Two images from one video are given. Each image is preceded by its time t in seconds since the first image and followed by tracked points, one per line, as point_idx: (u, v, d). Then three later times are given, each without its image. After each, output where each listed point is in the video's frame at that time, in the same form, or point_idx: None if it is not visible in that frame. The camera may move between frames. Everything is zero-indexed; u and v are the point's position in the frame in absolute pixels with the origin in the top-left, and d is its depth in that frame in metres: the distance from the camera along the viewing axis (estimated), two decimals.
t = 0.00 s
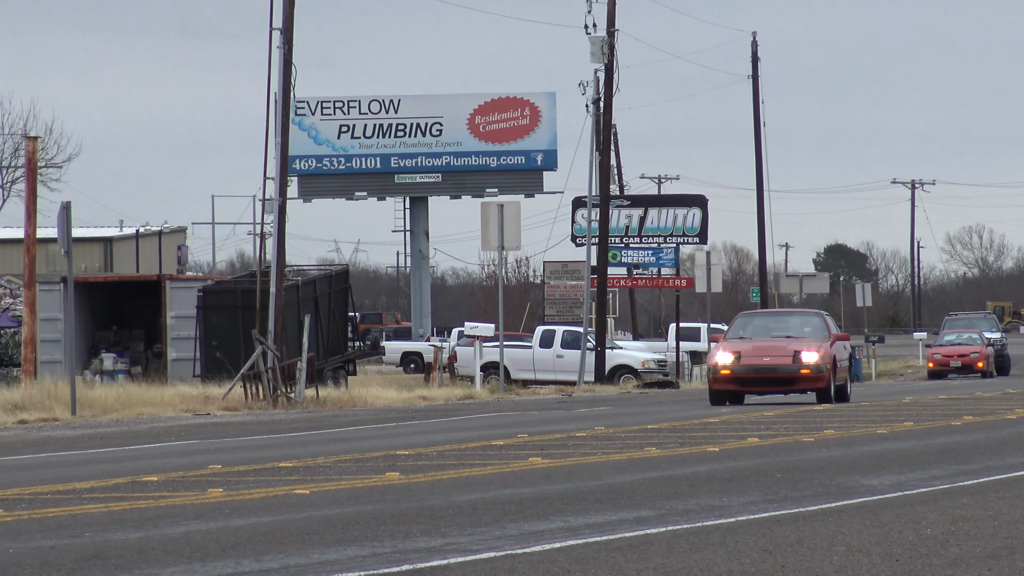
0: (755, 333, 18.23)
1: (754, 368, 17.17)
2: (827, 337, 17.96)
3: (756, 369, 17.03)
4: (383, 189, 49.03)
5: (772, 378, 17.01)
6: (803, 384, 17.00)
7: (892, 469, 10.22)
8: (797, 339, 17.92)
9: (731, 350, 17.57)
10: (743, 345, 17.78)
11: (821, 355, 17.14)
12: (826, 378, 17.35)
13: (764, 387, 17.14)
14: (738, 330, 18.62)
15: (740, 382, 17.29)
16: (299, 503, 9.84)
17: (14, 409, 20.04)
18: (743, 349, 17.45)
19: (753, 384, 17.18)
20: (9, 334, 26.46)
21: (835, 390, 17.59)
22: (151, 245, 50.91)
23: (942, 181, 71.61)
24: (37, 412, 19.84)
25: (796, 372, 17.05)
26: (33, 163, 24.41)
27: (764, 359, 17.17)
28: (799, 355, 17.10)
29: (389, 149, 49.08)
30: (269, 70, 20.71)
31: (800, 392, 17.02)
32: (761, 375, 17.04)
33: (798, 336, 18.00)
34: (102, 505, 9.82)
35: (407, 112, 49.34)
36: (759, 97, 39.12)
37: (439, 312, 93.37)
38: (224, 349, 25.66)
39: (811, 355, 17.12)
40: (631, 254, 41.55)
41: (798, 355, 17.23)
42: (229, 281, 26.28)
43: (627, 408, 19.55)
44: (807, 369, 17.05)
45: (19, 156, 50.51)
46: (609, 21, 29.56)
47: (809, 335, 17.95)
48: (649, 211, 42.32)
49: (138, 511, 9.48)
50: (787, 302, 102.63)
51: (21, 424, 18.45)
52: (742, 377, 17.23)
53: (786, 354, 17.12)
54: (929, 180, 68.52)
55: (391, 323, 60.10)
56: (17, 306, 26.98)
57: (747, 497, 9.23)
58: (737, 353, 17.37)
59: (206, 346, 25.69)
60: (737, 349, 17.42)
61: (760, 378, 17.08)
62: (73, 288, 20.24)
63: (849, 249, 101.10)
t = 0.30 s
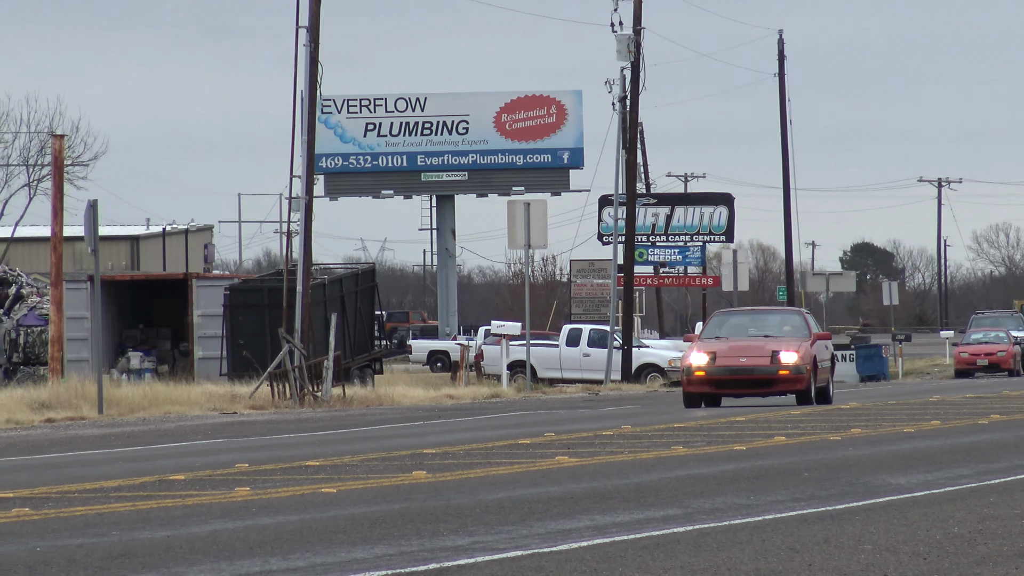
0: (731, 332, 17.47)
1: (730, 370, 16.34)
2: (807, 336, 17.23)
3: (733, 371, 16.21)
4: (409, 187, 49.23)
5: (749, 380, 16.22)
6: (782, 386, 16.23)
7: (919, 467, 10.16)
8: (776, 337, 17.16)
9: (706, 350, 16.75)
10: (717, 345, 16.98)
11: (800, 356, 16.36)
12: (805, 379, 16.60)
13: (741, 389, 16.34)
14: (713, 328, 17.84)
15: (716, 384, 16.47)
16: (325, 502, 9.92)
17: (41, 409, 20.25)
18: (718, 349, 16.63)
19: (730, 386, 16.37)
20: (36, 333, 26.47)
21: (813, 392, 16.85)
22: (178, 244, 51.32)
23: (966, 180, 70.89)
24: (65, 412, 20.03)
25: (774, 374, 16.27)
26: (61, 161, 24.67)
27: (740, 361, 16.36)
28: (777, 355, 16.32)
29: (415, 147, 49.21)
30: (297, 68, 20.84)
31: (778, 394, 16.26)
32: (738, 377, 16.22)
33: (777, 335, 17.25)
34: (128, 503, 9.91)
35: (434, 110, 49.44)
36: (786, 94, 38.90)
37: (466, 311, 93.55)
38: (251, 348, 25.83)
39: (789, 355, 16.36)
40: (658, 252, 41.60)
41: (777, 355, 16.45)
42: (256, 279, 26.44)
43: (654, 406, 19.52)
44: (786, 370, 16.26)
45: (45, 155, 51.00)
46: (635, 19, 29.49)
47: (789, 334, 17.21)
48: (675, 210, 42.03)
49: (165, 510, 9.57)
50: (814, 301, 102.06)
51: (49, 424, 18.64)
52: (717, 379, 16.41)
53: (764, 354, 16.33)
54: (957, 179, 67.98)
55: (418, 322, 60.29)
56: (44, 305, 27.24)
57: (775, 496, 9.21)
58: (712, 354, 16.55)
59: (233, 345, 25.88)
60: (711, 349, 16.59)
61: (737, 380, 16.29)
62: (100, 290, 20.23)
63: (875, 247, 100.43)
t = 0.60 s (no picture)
0: (705, 332, 17.14)
1: (701, 372, 16.00)
2: (784, 336, 16.88)
3: (705, 373, 15.87)
4: (438, 189, 49.29)
5: (721, 382, 15.87)
6: (757, 389, 15.86)
7: (947, 469, 10.12)
8: (751, 337, 16.82)
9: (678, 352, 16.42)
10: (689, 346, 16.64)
11: (776, 357, 15.97)
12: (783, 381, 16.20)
13: (714, 392, 16.00)
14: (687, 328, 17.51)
15: (688, 386, 16.13)
16: (353, 502, 10.01)
17: (70, 409, 20.49)
18: (690, 350, 16.30)
19: (703, 389, 16.03)
20: (64, 334, 26.73)
21: (791, 395, 16.43)
22: (206, 245, 51.73)
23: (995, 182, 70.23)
24: (94, 413, 20.26)
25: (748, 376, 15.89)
26: (89, 162, 24.93)
27: (713, 362, 16.02)
28: (753, 356, 15.95)
29: (444, 148, 49.32)
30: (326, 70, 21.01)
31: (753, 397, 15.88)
32: (710, 380, 15.88)
33: (753, 335, 16.91)
34: (157, 504, 10.04)
35: (462, 112, 49.59)
36: (814, 96, 38.72)
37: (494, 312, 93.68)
38: (279, 349, 25.98)
39: (765, 356, 15.95)
40: (686, 254, 41.48)
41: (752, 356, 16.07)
42: (285, 281, 26.61)
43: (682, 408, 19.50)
44: (761, 372, 15.87)
45: (74, 156, 51.60)
46: (664, 22, 29.47)
47: (765, 334, 16.86)
48: (703, 211, 41.95)
49: (194, 511, 9.70)
50: (842, 303, 101.47)
51: (77, 425, 18.86)
52: (690, 382, 16.07)
53: (737, 356, 15.97)
54: (983, 181, 67.31)
55: (446, 323, 60.46)
56: (72, 306, 27.52)
57: (803, 497, 9.21)
58: (684, 355, 16.22)
59: (262, 347, 26.02)
60: (682, 351, 16.26)
61: (709, 383, 15.95)
62: (127, 292, 20.41)
63: (903, 249, 99.69)
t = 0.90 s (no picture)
0: (679, 332, 16.73)
1: (674, 375, 15.47)
2: (763, 335, 16.47)
3: (680, 375, 15.34)
4: (472, 187, 49.47)
5: (698, 385, 15.34)
6: (735, 391, 15.33)
7: (982, 467, 10.05)
8: (727, 337, 16.40)
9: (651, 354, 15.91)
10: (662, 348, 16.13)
11: (754, 358, 15.45)
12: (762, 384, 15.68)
13: (690, 396, 15.47)
14: (661, 327, 17.11)
15: (662, 389, 15.58)
16: (387, 501, 10.10)
17: (104, 409, 20.75)
18: (663, 352, 15.79)
19: (679, 392, 15.49)
20: (98, 333, 27.07)
21: (770, 399, 15.89)
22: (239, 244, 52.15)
23: None
24: (127, 412, 20.51)
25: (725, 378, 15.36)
26: (122, 161, 25.23)
27: (687, 364, 15.51)
28: (730, 357, 15.44)
29: (477, 147, 49.45)
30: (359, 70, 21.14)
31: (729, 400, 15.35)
32: (686, 382, 15.36)
33: (730, 335, 16.48)
34: (191, 503, 10.18)
35: (495, 110, 49.63)
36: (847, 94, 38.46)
37: (526, 311, 93.84)
38: (313, 348, 26.23)
39: (743, 357, 15.44)
40: (720, 252, 41.25)
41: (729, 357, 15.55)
42: (319, 279, 26.82)
43: (715, 406, 19.48)
44: (739, 374, 15.34)
45: (107, 155, 52.28)
46: (696, 20, 29.36)
47: (742, 334, 16.46)
48: (736, 210, 41.82)
49: (228, 510, 9.82)
50: (875, 301, 100.77)
51: (111, 424, 19.11)
52: (664, 384, 15.53)
53: (713, 357, 15.47)
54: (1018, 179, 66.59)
55: (479, 322, 60.64)
56: (105, 305, 27.86)
57: (837, 495, 9.18)
58: (657, 357, 15.71)
59: (296, 345, 26.29)
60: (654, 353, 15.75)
61: (684, 385, 15.42)
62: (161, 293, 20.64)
63: (937, 247, 98.81)
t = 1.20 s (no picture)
0: (661, 331, 16.61)
1: (654, 376, 15.29)
2: (748, 335, 16.32)
3: (661, 376, 15.17)
4: (516, 185, 49.55)
5: (680, 387, 15.17)
6: (718, 393, 15.15)
7: None
8: (709, 336, 16.26)
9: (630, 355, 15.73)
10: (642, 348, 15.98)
11: (737, 358, 15.28)
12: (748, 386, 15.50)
13: (670, 398, 15.28)
14: (643, 324, 16.96)
15: (642, 392, 15.41)
16: (431, 499, 10.21)
17: (151, 407, 21.09)
18: (643, 352, 15.63)
19: (660, 394, 15.32)
20: (142, 331, 27.51)
21: (754, 401, 15.70)
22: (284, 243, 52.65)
23: None
24: (173, 410, 20.85)
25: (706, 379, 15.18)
26: (167, 160, 25.60)
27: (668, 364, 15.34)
28: (713, 358, 15.27)
29: (521, 144, 49.47)
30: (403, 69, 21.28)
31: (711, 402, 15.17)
32: (666, 384, 15.18)
33: (714, 334, 16.33)
34: (239, 500, 10.37)
35: (539, 107, 49.64)
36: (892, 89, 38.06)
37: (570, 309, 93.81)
38: (358, 345, 26.45)
39: (726, 357, 15.27)
40: (764, 249, 40.89)
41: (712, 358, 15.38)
42: (363, 277, 27.02)
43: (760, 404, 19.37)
44: (721, 376, 15.16)
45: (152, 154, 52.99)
46: (741, 17, 29.24)
47: (725, 334, 16.32)
48: (781, 207, 41.59)
49: (275, 507, 9.99)
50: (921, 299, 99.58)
51: (158, 421, 19.43)
52: (644, 387, 15.36)
53: (693, 358, 15.30)
54: None
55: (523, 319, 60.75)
56: (150, 303, 28.32)
57: (883, 493, 9.15)
58: (637, 358, 15.54)
59: (340, 343, 26.53)
60: (633, 353, 15.57)
61: (665, 387, 15.23)
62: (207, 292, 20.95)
63: (983, 244, 97.43)
